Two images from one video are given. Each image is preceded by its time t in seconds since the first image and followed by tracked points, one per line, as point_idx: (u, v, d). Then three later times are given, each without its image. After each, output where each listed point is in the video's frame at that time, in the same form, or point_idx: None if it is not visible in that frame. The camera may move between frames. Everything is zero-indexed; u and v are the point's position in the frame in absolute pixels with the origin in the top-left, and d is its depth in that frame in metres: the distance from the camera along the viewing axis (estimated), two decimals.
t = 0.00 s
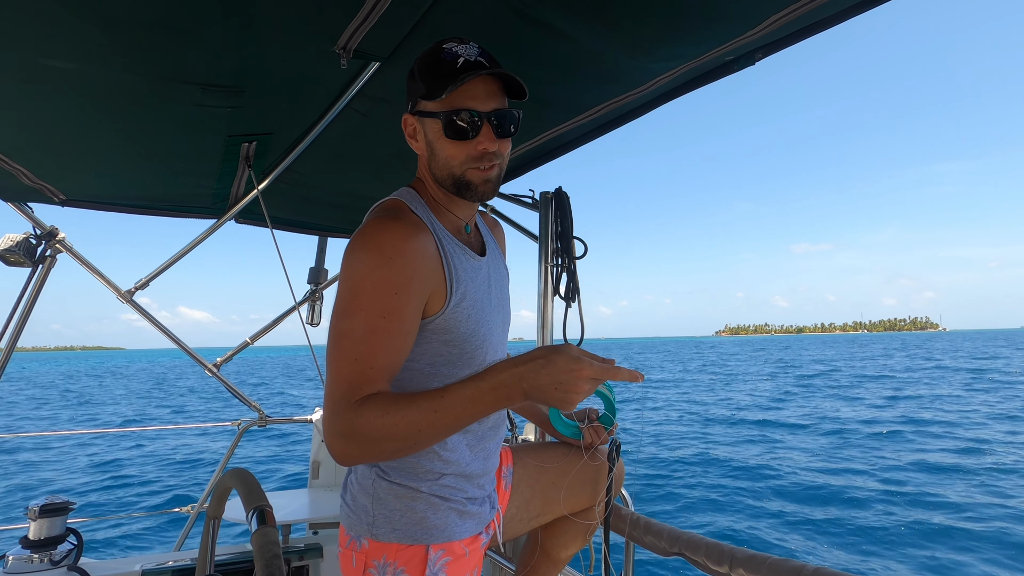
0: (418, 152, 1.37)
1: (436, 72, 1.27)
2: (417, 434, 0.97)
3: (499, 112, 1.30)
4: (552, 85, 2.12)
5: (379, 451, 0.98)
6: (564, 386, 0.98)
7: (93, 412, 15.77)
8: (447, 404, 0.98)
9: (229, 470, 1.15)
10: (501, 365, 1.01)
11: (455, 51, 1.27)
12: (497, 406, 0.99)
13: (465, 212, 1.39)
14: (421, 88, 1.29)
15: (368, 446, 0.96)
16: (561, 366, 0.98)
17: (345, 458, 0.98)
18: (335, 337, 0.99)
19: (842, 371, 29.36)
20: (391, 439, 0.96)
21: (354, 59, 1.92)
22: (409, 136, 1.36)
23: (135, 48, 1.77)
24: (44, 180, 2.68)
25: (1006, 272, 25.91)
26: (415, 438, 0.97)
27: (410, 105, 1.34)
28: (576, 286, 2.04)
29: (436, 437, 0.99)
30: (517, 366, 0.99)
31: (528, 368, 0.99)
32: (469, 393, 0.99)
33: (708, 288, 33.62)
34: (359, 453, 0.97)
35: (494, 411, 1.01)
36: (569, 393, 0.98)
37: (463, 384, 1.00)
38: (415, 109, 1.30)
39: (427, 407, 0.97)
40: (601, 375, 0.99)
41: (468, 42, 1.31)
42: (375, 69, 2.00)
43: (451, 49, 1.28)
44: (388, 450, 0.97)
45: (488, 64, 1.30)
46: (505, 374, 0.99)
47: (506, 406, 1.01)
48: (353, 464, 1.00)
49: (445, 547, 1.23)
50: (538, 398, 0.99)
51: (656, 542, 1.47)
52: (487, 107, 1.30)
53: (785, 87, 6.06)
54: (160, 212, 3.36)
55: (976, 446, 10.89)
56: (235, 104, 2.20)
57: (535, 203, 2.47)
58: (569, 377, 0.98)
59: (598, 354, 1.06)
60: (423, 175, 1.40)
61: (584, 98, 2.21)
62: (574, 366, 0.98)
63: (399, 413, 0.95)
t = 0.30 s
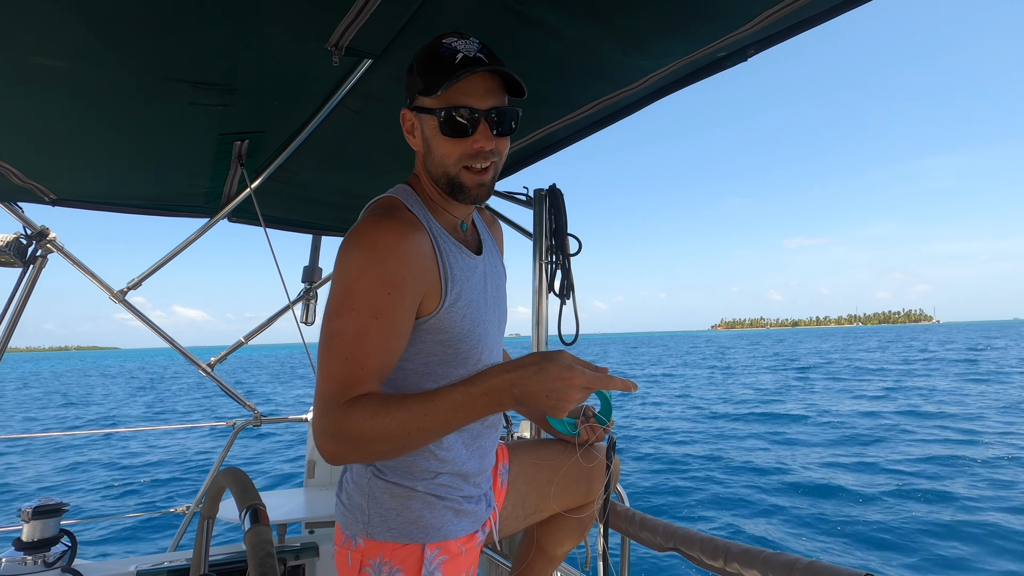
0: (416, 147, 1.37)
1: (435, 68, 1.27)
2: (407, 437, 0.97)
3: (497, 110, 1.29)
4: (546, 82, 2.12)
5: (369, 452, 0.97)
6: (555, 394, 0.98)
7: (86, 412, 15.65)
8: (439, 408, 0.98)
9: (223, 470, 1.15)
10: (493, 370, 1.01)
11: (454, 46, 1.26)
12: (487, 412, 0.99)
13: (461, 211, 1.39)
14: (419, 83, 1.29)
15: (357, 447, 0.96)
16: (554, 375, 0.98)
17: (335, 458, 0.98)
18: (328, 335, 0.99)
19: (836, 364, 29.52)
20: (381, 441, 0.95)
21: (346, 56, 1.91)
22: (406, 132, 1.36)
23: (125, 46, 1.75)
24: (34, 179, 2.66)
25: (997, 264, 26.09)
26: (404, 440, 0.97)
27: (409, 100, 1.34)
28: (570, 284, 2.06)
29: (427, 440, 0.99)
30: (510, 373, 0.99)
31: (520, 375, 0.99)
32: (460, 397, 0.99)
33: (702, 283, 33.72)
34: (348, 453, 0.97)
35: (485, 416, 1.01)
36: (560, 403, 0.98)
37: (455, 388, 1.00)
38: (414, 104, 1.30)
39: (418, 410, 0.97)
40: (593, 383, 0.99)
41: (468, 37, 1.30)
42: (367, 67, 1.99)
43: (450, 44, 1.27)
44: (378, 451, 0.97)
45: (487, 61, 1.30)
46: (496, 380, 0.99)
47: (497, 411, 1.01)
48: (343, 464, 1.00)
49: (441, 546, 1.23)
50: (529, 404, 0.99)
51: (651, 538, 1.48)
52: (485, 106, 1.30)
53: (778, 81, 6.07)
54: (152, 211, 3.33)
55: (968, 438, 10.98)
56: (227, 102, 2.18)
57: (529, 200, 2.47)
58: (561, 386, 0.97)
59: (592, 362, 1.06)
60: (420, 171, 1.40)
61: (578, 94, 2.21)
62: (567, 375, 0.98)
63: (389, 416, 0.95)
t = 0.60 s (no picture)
0: (425, 143, 1.37)
1: (447, 66, 1.25)
2: (417, 432, 0.96)
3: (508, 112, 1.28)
4: (550, 78, 2.11)
5: (379, 448, 0.97)
6: (565, 387, 0.98)
7: (90, 407, 15.72)
8: (449, 401, 0.98)
9: (226, 465, 1.15)
10: (502, 364, 1.00)
11: (468, 45, 1.25)
12: (497, 406, 0.99)
13: (469, 208, 1.40)
14: (431, 80, 1.28)
15: (367, 443, 0.96)
16: (564, 368, 0.98)
17: (344, 453, 0.98)
18: (336, 332, 0.99)
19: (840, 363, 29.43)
20: (392, 436, 0.95)
21: (350, 51, 1.90)
22: (415, 128, 1.36)
23: (129, 41, 1.75)
24: (39, 174, 2.66)
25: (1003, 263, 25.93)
26: (415, 435, 0.96)
27: (420, 96, 1.33)
28: (574, 280, 2.05)
29: (437, 434, 0.99)
30: (520, 366, 0.98)
31: (530, 369, 0.98)
32: (470, 392, 0.99)
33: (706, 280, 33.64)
34: (358, 449, 0.96)
35: (494, 410, 1.01)
36: (570, 396, 0.98)
37: (465, 382, 1.00)
38: (424, 102, 1.29)
39: (428, 405, 0.96)
40: (602, 376, 0.99)
41: (482, 35, 1.28)
42: (371, 62, 1.98)
43: (463, 43, 1.25)
44: (388, 447, 0.97)
45: (500, 61, 1.28)
46: (506, 373, 0.99)
47: (506, 405, 1.01)
48: (352, 460, 0.99)
49: (444, 541, 1.22)
50: (539, 398, 0.99)
51: (654, 534, 1.47)
52: (496, 107, 1.29)
53: (781, 79, 6.05)
54: (157, 206, 3.34)
55: (972, 437, 10.95)
56: (230, 97, 2.18)
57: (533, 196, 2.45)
58: (570, 379, 0.98)
59: (600, 356, 1.06)
60: (429, 167, 1.40)
61: (582, 91, 2.20)
62: (576, 368, 0.98)
63: (399, 410, 0.94)
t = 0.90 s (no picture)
0: (450, 145, 1.32)
1: (503, 79, 1.28)
2: (419, 424, 0.96)
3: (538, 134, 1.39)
4: (551, 77, 2.11)
5: (382, 439, 0.97)
6: (567, 376, 0.98)
7: (87, 404, 15.68)
8: (452, 393, 0.98)
9: (222, 463, 1.15)
10: (505, 355, 1.00)
11: (518, 68, 1.32)
12: (500, 397, 0.98)
13: (470, 211, 1.42)
14: (489, 89, 1.27)
15: (370, 434, 0.96)
16: (565, 357, 0.98)
17: (347, 446, 0.97)
18: (339, 326, 0.99)
19: (838, 367, 29.46)
20: (395, 428, 0.95)
21: (351, 49, 1.90)
22: (444, 125, 1.30)
23: (129, 36, 1.75)
24: (37, 169, 2.66)
25: (1003, 269, 25.94)
26: (417, 427, 0.96)
27: (457, 97, 1.29)
28: (573, 280, 2.05)
29: (440, 426, 0.99)
30: (522, 357, 0.98)
31: (531, 359, 0.99)
32: (472, 384, 0.98)
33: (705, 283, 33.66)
34: (361, 441, 0.96)
35: (496, 402, 1.01)
36: (572, 385, 0.98)
37: (467, 373, 1.00)
38: (471, 106, 1.27)
39: (432, 396, 0.96)
40: (604, 366, 0.99)
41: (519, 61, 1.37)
42: (371, 60, 1.98)
43: (513, 64, 1.32)
44: (392, 439, 0.97)
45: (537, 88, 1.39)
46: (508, 363, 0.99)
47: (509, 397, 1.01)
48: (356, 453, 0.99)
49: (448, 539, 1.22)
50: (541, 388, 0.99)
51: (652, 535, 1.48)
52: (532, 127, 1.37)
53: (781, 84, 6.06)
54: (155, 202, 3.33)
55: (969, 443, 10.97)
56: (230, 94, 2.17)
57: (532, 196, 2.46)
58: (572, 368, 0.98)
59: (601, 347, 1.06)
60: (447, 169, 1.35)
61: (582, 90, 2.20)
62: (577, 358, 0.99)
63: (402, 402, 0.94)
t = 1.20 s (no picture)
0: (461, 153, 1.33)
1: (513, 97, 1.34)
2: (442, 400, 0.98)
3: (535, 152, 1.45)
4: (549, 77, 2.11)
5: (404, 420, 0.98)
6: (579, 347, 1.01)
7: (86, 408, 15.66)
8: (470, 372, 1.00)
9: (221, 466, 1.14)
10: (520, 331, 1.03)
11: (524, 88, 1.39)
12: (518, 370, 1.01)
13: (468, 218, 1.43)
14: (502, 105, 1.32)
15: (393, 417, 0.97)
16: (576, 330, 1.02)
17: (371, 430, 0.99)
18: (358, 313, 1.00)
19: (837, 370, 29.48)
20: (418, 407, 0.97)
21: (348, 51, 1.91)
22: (458, 133, 1.31)
23: (126, 38, 1.75)
24: (35, 172, 2.66)
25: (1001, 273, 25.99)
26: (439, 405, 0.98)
27: (470, 108, 1.31)
28: (571, 281, 2.05)
29: (461, 406, 1.00)
30: (537, 334, 1.01)
31: (544, 333, 1.02)
32: (491, 359, 1.00)
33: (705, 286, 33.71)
34: (385, 422, 0.98)
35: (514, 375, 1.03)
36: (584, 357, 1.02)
37: (484, 350, 1.02)
38: (484, 118, 1.31)
39: (452, 375, 0.98)
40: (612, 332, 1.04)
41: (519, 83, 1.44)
42: (370, 61, 1.99)
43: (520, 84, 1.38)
44: (416, 418, 0.98)
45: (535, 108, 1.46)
46: (523, 339, 1.01)
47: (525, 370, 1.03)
48: (379, 438, 1.00)
49: (453, 539, 1.23)
50: (556, 358, 1.02)
51: (651, 535, 1.48)
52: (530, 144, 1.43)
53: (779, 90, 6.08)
54: (153, 204, 3.33)
55: (969, 447, 10.99)
56: (229, 96, 2.18)
57: (530, 197, 2.47)
58: (585, 336, 1.02)
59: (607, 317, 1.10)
60: (454, 176, 1.35)
61: (581, 91, 2.20)
62: (587, 331, 1.02)
63: (423, 382, 0.96)
